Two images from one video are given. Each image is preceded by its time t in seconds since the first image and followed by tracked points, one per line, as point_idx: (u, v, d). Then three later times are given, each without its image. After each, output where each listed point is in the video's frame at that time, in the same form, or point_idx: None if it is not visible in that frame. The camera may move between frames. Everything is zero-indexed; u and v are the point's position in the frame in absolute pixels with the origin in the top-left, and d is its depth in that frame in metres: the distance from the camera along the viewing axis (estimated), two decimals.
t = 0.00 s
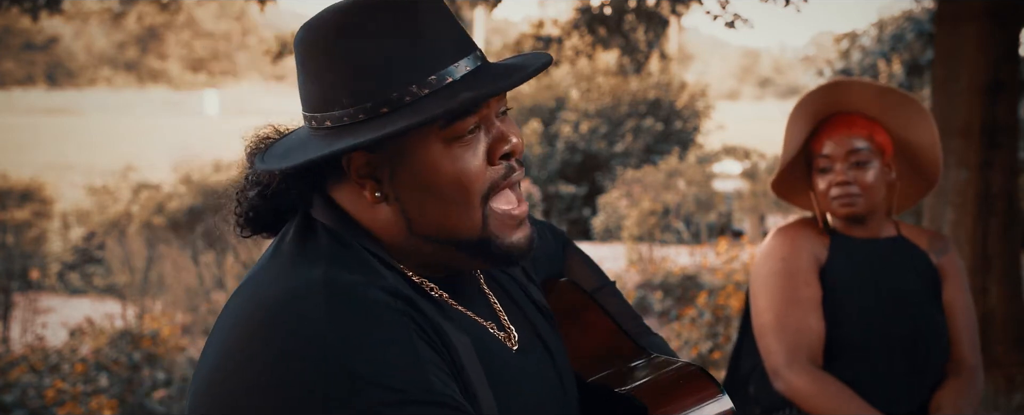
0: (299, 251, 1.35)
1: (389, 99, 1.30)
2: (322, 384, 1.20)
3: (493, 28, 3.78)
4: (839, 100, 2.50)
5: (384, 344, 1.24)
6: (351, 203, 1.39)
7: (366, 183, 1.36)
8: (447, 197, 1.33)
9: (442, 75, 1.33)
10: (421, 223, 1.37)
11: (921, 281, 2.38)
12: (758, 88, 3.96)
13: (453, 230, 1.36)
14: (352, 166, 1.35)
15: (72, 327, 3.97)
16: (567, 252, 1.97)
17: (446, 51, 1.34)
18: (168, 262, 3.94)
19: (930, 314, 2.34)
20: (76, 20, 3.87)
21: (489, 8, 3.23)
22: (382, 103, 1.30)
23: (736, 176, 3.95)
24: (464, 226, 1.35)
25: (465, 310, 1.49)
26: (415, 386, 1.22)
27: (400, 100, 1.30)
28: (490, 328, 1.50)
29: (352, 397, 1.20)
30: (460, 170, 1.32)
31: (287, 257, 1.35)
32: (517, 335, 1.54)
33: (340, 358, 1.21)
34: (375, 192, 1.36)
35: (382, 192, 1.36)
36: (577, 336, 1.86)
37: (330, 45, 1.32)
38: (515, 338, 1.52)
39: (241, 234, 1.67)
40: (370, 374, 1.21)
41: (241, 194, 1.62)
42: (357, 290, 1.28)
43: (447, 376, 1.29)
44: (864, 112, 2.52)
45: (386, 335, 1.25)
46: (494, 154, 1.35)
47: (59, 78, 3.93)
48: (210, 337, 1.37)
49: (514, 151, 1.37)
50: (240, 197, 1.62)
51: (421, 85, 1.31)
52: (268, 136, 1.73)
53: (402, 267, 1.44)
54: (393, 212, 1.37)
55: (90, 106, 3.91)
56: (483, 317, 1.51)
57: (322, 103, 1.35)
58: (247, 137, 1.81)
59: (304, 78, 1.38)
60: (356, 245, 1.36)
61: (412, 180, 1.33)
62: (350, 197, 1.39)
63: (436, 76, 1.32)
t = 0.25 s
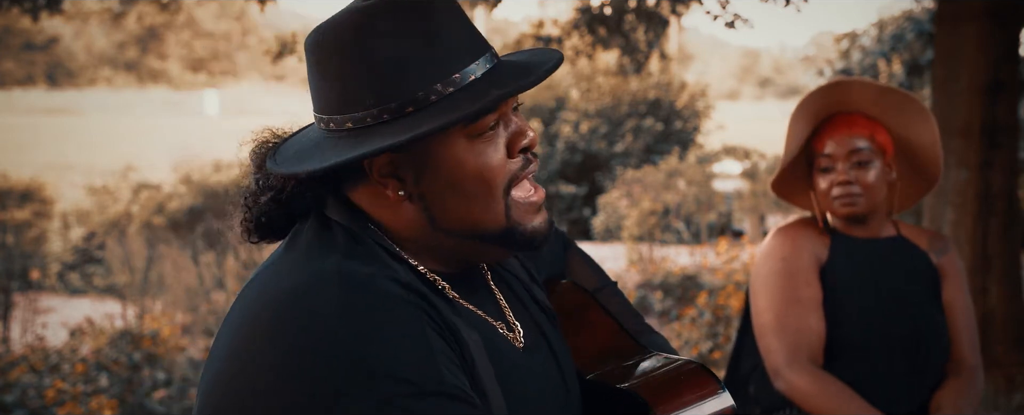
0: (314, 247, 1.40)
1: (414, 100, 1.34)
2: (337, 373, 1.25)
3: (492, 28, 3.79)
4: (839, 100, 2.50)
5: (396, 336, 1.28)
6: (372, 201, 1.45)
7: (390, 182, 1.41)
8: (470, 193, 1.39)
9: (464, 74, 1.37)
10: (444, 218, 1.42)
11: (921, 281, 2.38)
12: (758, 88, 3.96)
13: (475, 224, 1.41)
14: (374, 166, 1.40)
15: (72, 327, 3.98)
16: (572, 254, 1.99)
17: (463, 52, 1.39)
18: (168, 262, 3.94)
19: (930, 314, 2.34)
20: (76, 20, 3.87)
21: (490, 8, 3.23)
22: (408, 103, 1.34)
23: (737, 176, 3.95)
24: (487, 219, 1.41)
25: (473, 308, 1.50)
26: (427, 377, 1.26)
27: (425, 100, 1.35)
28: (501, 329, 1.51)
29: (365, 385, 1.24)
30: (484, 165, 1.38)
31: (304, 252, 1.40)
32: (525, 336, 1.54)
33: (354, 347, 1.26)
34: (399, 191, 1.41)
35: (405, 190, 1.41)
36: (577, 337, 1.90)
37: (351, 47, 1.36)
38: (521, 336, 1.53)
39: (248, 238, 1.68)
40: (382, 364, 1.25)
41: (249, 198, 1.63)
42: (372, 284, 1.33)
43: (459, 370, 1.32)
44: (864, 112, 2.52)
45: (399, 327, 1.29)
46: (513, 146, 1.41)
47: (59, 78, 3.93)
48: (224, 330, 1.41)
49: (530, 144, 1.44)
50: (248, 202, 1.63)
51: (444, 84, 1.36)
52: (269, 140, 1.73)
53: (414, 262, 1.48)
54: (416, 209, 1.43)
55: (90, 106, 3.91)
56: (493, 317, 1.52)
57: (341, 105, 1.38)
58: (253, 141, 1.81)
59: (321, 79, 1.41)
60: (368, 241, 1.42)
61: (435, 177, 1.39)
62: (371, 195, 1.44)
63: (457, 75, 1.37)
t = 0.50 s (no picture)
0: (318, 232, 1.40)
1: (411, 88, 1.35)
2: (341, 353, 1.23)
3: (493, 27, 3.78)
4: (839, 100, 2.51)
5: (400, 319, 1.28)
6: (373, 193, 1.45)
7: (390, 173, 1.42)
8: (470, 178, 1.39)
9: (457, 62, 1.38)
10: (445, 207, 1.42)
11: (920, 281, 2.38)
12: (758, 87, 3.96)
13: (474, 211, 1.41)
14: (374, 156, 1.41)
15: (72, 327, 3.97)
16: (580, 259, 1.99)
17: (455, 42, 1.39)
18: (168, 262, 3.94)
19: (930, 313, 2.34)
20: (76, 20, 3.87)
21: (489, 8, 3.23)
22: (404, 91, 1.35)
23: (737, 176, 3.95)
24: (487, 206, 1.41)
25: (476, 298, 1.50)
26: (429, 359, 1.27)
27: (421, 87, 1.35)
28: (502, 320, 1.50)
29: (370, 365, 1.23)
30: (481, 151, 1.38)
31: (305, 236, 1.39)
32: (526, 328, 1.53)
33: (359, 328, 1.25)
34: (399, 182, 1.42)
35: (406, 179, 1.42)
36: (578, 337, 1.89)
37: (348, 43, 1.37)
38: (522, 329, 1.52)
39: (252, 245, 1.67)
40: (387, 345, 1.25)
41: (250, 202, 1.62)
42: (375, 267, 1.32)
43: (460, 353, 1.33)
44: (864, 111, 2.53)
45: (403, 309, 1.29)
46: (508, 132, 1.42)
47: (59, 78, 3.93)
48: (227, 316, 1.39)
49: (525, 129, 1.44)
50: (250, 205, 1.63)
51: (439, 71, 1.36)
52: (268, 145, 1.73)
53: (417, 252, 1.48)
54: (417, 199, 1.43)
55: (90, 106, 3.91)
56: (495, 309, 1.52)
57: (338, 99, 1.39)
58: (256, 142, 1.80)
59: (317, 77, 1.42)
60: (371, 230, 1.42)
61: (436, 164, 1.39)
62: (373, 187, 1.45)
63: (452, 62, 1.37)
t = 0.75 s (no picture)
0: (321, 227, 1.42)
1: (402, 70, 1.42)
2: (341, 343, 1.26)
3: (492, 28, 3.74)
4: (836, 99, 2.51)
5: (398, 311, 1.31)
6: (366, 179, 1.50)
7: (382, 156, 1.47)
8: (458, 158, 1.44)
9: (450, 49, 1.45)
10: (436, 190, 1.46)
11: (918, 281, 2.38)
12: (758, 88, 3.96)
13: (465, 194, 1.46)
14: (368, 138, 1.47)
15: (72, 327, 3.97)
16: (574, 255, 2.04)
17: (449, 35, 1.46)
18: (168, 262, 3.94)
19: (928, 313, 2.34)
20: (76, 20, 3.88)
21: (489, 8, 3.23)
22: (395, 74, 1.42)
23: (737, 176, 3.95)
24: (477, 188, 1.45)
25: (475, 294, 1.52)
26: (426, 350, 1.29)
27: (412, 70, 1.41)
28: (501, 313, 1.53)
29: (369, 356, 1.26)
30: (471, 133, 1.44)
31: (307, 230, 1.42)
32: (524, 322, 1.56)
33: (358, 319, 1.28)
34: (390, 163, 1.47)
35: (397, 162, 1.47)
36: (578, 336, 1.88)
37: (347, 33, 1.46)
38: (521, 323, 1.55)
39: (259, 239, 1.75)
40: (384, 335, 1.27)
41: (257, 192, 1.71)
42: (375, 259, 1.35)
43: (457, 346, 1.35)
44: (860, 111, 2.53)
45: (402, 302, 1.32)
46: (501, 121, 1.47)
47: (59, 78, 3.93)
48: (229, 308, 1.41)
49: (519, 120, 1.50)
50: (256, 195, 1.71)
51: (431, 56, 1.43)
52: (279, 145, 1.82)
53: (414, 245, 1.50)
54: (407, 182, 1.48)
55: (90, 106, 3.91)
56: (493, 304, 1.54)
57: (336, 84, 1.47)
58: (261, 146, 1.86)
59: (321, 69, 1.51)
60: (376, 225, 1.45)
61: (426, 145, 1.45)
62: (366, 173, 1.50)
63: (443, 48, 1.44)
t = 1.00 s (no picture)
0: (310, 230, 1.44)
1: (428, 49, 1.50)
2: (333, 336, 1.26)
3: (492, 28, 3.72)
4: (831, 100, 2.51)
5: (389, 308, 1.32)
6: (375, 156, 1.57)
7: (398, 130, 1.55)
8: (471, 137, 1.52)
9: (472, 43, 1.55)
10: (445, 172, 1.53)
11: (915, 281, 2.38)
12: (758, 88, 3.97)
13: (472, 180, 1.53)
14: (384, 112, 1.55)
15: (72, 327, 3.97)
16: (574, 259, 2.08)
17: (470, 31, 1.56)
18: (168, 262, 3.94)
19: (924, 312, 2.34)
20: (77, 20, 3.88)
21: (489, 8, 3.23)
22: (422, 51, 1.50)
23: (737, 175, 3.95)
24: (485, 175, 1.53)
25: (467, 294, 1.57)
26: (416, 345, 1.30)
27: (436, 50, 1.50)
28: (492, 311, 1.58)
29: (361, 348, 1.26)
30: (486, 119, 1.53)
31: (297, 232, 1.44)
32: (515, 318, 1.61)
33: (350, 312, 1.29)
34: (404, 140, 1.54)
35: (410, 138, 1.54)
36: (575, 338, 1.89)
37: (373, 16, 1.54)
38: (513, 321, 1.59)
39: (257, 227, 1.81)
40: (378, 331, 1.29)
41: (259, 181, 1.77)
42: (366, 259, 1.37)
43: (446, 343, 1.37)
44: (856, 111, 2.53)
45: (393, 299, 1.34)
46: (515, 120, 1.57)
47: (59, 78, 3.93)
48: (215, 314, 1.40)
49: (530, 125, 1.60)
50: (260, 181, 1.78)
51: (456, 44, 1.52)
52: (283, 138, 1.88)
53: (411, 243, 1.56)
54: (417, 160, 1.55)
55: (90, 106, 3.91)
56: (484, 302, 1.59)
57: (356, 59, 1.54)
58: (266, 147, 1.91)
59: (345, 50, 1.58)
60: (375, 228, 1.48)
61: (442, 127, 1.53)
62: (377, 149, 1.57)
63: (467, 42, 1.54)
